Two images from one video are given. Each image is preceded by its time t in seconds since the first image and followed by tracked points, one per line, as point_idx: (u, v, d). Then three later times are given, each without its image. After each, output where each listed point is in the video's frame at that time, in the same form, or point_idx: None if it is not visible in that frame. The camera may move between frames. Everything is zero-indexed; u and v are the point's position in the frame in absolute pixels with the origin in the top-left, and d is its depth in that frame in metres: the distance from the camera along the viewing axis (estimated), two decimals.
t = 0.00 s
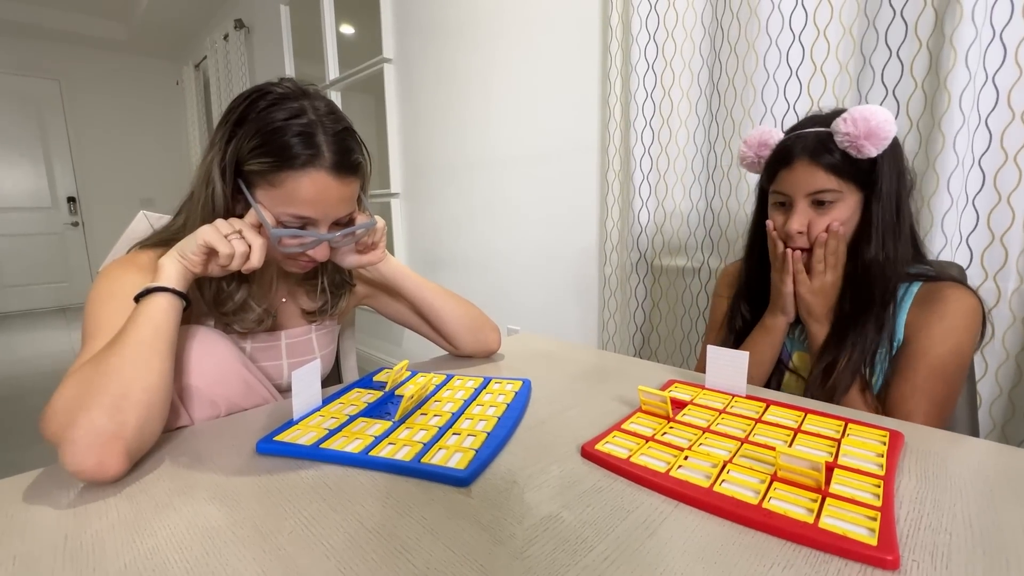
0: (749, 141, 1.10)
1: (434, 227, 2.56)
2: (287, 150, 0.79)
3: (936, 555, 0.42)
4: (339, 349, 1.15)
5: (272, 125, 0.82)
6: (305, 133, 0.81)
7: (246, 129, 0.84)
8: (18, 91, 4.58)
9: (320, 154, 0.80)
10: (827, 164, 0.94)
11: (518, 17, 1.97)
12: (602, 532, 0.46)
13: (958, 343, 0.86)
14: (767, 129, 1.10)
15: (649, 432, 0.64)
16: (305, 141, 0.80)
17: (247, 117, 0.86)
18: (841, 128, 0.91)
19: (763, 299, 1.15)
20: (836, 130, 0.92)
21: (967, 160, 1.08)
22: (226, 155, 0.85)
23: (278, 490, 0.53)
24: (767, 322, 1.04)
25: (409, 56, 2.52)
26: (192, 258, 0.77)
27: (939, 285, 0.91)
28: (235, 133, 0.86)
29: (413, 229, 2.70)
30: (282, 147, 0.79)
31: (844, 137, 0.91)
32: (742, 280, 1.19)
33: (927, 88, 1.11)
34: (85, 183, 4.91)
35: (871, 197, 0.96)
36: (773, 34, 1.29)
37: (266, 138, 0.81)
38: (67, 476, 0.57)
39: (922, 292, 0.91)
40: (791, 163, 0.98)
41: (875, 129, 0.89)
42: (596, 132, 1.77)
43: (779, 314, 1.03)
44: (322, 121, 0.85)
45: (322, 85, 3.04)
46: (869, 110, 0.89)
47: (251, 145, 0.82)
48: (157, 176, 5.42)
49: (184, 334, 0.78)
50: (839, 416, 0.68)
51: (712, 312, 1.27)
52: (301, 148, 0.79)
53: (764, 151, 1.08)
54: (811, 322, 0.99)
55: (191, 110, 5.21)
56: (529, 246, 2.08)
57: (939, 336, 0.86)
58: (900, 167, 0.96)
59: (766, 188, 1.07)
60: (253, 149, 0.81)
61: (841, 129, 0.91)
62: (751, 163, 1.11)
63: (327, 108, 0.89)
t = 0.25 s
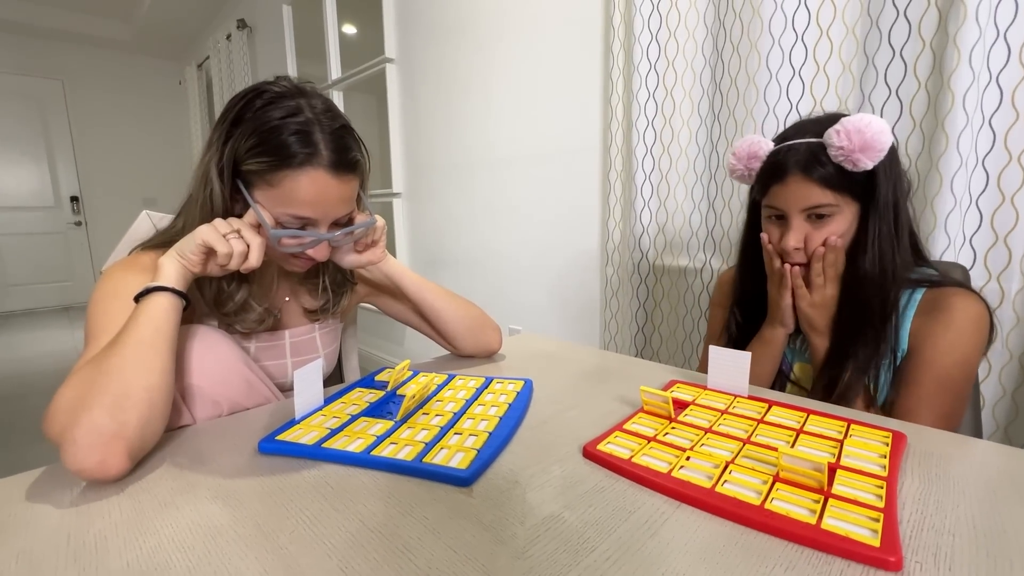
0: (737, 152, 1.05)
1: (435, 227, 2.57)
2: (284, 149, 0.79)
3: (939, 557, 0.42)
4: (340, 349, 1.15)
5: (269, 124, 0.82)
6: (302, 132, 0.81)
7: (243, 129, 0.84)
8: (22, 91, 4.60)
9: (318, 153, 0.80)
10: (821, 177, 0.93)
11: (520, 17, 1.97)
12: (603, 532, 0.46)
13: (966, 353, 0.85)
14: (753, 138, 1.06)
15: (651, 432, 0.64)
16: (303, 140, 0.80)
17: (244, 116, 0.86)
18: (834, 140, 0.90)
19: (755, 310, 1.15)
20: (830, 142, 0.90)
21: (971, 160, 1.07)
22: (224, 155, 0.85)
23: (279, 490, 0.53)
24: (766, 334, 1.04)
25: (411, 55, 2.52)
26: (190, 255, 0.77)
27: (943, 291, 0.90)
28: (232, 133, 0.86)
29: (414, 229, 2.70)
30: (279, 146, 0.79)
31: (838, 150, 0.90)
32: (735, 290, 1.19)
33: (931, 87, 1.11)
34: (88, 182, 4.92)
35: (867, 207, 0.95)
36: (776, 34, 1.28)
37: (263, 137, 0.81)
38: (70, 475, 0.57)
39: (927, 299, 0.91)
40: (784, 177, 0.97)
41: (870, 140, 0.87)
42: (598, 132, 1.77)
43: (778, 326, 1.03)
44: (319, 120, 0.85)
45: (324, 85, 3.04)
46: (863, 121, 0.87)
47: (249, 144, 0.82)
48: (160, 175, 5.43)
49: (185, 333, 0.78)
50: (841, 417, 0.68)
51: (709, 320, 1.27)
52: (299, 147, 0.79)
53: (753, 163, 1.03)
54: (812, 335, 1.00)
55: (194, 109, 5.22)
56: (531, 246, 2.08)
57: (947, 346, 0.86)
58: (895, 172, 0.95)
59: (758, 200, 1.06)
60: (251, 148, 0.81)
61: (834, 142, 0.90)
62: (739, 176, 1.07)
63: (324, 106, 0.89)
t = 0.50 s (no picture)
0: (741, 153, 1.04)
1: (438, 225, 2.56)
2: (283, 145, 0.79)
3: (948, 556, 0.42)
4: (343, 345, 1.14)
5: (267, 120, 0.82)
6: (301, 128, 0.81)
7: (241, 126, 0.84)
8: (26, 90, 4.61)
9: (316, 149, 0.80)
10: (830, 180, 0.92)
11: (523, 15, 1.96)
12: (608, 530, 0.46)
13: (978, 357, 0.86)
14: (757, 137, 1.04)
15: (656, 430, 0.63)
16: (301, 136, 0.80)
17: (242, 113, 0.86)
18: (846, 144, 0.89)
19: (754, 314, 1.14)
20: (842, 145, 0.90)
21: (978, 158, 1.07)
22: (222, 151, 0.85)
23: (282, 487, 0.53)
24: (769, 341, 1.04)
25: (414, 54, 2.52)
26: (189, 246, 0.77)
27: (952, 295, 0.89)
28: (231, 129, 0.85)
29: (417, 228, 2.70)
30: (278, 143, 0.79)
31: (850, 154, 0.89)
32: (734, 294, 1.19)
33: (937, 85, 1.10)
34: (91, 181, 4.94)
35: (877, 213, 0.94)
36: (781, 31, 1.27)
37: (261, 133, 0.81)
38: (73, 472, 0.57)
39: (936, 303, 0.90)
40: (791, 180, 0.95)
41: (884, 144, 0.87)
42: (601, 130, 1.77)
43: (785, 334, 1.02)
44: (318, 116, 0.84)
45: (327, 83, 3.04)
46: (878, 124, 0.87)
47: (247, 140, 0.82)
48: (163, 174, 5.44)
49: (187, 330, 0.78)
50: (847, 415, 0.68)
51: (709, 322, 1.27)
52: (298, 143, 0.79)
53: (757, 164, 1.01)
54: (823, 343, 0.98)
55: (197, 108, 5.23)
56: (534, 244, 2.08)
57: (955, 353, 0.86)
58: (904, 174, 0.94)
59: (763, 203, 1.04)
60: (250, 144, 0.81)
61: (845, 145, 0.89)
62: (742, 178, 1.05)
63: (324, 103, 0.89)
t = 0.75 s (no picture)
0: (744, 150, 1.04)
1: (441, 225, 2.57)
2: (281, 141, 0.79)
3: (950, 557, 0.42)
4: (344, 345, 1.12)
5: (267, 116, 0.82)
6: (299, 125, 0.81)
7: (241, 120, 0.85)
8: (30, 90, 4.63)
9: (314, 145, 0.80)
10: (830, 179, 0.92)
11: (525, 14, 1.96)
12: (610, 530, 0.46)
13: (982, 363, 0.85)
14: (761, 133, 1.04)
15: (657, 431, 0.63)
16: (300, 132, 0.80)
17: (242, 108, 0.86)
18: (847, 141, 0.88)
19: (755, 317, 1.14)
20: (842, 143, 0.89)
21: (982, 158, 1.06)
22: (221, 145, 0.86)
23: (286, 486, 0.53)
24: (768, 343, 1.05)
25: (417, 53, 2.52)
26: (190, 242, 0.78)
27: (958, 299, 0.89)
28: (231, 124, 0.86)
29: (420, 227, 2.71)
30: (277, 138, 0.79)
31: (850, 151, 0.88)
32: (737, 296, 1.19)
33: (941, 85, 1.10)
34: (96, 181, 4.96)
35: (879, 213, 0.93)
36: (784, 30, 1.27)
37: (260, 129, 0.81)
38: (78, 471, 0.58)
39: (941, 307, 0.90)
40: (791, 176, 0.96)
41: (885, 142, 0.85)
42: (604, 129, 1.77)
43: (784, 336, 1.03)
44: (317, 113, 0.85)
45: (329, 83, 3.04)
46: (879, 121, 0.85)
47: (246, 135, 0.82)
48: (167, 173, 5.46)
49: (189, 329, 0.78)
50: (850, 416, 0.68)
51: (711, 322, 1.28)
52: (295, 139, 0.79)
53: (759, 161, 1.02)
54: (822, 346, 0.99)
55: (200, 107, 5.24)
56: (536, 244, 2.08)
57: (959, 358, 0.86)
58: (910, 175, 0.93)
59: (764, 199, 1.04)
60: (249, 139, 0.82)
61: (846, 142, 0.88)
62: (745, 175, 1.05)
63: (325, 100, 0.89)
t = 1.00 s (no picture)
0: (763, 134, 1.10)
1: (445, 224, 2.57)
2: (289, 141, 0.79)
3: (959, 556, 0.41)
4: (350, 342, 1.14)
5: (275, 116, 0.83)
6: (307, 124, 0.81)
7: (249, 120, 0.85)
8: (38, 90, 4.66)
9: (322, 145, 0.80)
10: (828, 163, 0.94)
11: (530, 14, 1.97)
12: (618, 527, 0.46)
13: (979, 366, 0.83)
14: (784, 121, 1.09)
15: (664, 428, 0.64)
16: (307, 132, 0.80)
17: (250, 108, 0.87)
18: (840, 122, 0.91)
19: (763, 306, 1.14)
20: (837, 123, 0.92)
21: (989, 157, 1.06)
22: (230, 145, 0.86)
23: (294, 483, 0.53)
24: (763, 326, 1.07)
25: (421, 53, 2.53)
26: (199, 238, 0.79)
27: (963, 304, 0.87)
28: (240, 124, 0.86)
29: (424, 226, 2.71)
30: (285, 137, 0.80)
31: (842, 132, 0.91)
32: (749, 290, 1.19)
33: (948, 83, 1.09)
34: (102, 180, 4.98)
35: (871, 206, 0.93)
36: (789, 29, 1.27)
37: (268, 129, 0.82)
38: (89, 467, 0.58)
39: (943, 313, 0.88)
40: (793, 158, 1.00)
41: (873, 126, 0.87)
42: (609, 128, 1.77)
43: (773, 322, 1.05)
44: (324, 112, 0.85)
45: (334, 82, 3.05)
46: (872, 104, 0.87)
47: (255, 135, 0.83)
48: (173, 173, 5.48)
49: (199, 327, 0.79)
50: (856, 415, 0.68)
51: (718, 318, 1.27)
52: (304, 138, 0.80)
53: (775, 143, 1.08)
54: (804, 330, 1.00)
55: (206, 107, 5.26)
56: (540, 242, 2.08)
57: (955, 357, 0.83)
58: (920, 174, 0.92)
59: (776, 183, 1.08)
60: (257, 139, 0.82)
61: (839, 123, 0.91)
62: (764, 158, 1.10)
63: (331, 100, 0.90)
